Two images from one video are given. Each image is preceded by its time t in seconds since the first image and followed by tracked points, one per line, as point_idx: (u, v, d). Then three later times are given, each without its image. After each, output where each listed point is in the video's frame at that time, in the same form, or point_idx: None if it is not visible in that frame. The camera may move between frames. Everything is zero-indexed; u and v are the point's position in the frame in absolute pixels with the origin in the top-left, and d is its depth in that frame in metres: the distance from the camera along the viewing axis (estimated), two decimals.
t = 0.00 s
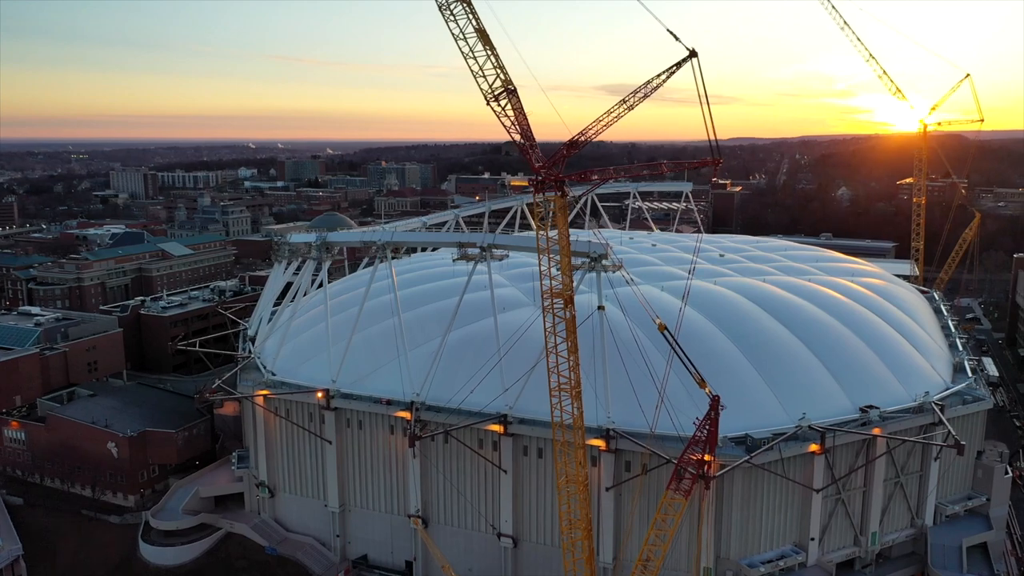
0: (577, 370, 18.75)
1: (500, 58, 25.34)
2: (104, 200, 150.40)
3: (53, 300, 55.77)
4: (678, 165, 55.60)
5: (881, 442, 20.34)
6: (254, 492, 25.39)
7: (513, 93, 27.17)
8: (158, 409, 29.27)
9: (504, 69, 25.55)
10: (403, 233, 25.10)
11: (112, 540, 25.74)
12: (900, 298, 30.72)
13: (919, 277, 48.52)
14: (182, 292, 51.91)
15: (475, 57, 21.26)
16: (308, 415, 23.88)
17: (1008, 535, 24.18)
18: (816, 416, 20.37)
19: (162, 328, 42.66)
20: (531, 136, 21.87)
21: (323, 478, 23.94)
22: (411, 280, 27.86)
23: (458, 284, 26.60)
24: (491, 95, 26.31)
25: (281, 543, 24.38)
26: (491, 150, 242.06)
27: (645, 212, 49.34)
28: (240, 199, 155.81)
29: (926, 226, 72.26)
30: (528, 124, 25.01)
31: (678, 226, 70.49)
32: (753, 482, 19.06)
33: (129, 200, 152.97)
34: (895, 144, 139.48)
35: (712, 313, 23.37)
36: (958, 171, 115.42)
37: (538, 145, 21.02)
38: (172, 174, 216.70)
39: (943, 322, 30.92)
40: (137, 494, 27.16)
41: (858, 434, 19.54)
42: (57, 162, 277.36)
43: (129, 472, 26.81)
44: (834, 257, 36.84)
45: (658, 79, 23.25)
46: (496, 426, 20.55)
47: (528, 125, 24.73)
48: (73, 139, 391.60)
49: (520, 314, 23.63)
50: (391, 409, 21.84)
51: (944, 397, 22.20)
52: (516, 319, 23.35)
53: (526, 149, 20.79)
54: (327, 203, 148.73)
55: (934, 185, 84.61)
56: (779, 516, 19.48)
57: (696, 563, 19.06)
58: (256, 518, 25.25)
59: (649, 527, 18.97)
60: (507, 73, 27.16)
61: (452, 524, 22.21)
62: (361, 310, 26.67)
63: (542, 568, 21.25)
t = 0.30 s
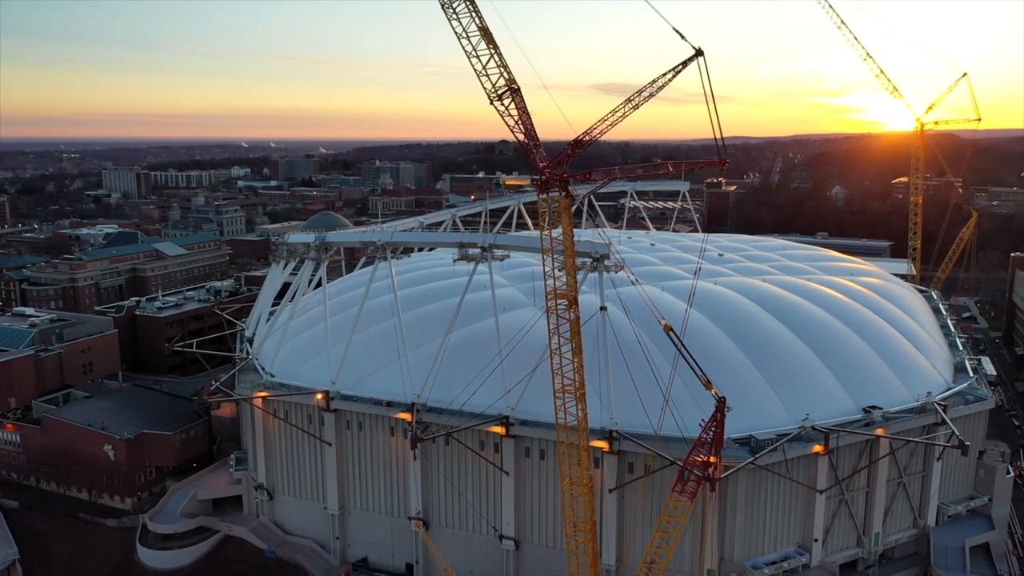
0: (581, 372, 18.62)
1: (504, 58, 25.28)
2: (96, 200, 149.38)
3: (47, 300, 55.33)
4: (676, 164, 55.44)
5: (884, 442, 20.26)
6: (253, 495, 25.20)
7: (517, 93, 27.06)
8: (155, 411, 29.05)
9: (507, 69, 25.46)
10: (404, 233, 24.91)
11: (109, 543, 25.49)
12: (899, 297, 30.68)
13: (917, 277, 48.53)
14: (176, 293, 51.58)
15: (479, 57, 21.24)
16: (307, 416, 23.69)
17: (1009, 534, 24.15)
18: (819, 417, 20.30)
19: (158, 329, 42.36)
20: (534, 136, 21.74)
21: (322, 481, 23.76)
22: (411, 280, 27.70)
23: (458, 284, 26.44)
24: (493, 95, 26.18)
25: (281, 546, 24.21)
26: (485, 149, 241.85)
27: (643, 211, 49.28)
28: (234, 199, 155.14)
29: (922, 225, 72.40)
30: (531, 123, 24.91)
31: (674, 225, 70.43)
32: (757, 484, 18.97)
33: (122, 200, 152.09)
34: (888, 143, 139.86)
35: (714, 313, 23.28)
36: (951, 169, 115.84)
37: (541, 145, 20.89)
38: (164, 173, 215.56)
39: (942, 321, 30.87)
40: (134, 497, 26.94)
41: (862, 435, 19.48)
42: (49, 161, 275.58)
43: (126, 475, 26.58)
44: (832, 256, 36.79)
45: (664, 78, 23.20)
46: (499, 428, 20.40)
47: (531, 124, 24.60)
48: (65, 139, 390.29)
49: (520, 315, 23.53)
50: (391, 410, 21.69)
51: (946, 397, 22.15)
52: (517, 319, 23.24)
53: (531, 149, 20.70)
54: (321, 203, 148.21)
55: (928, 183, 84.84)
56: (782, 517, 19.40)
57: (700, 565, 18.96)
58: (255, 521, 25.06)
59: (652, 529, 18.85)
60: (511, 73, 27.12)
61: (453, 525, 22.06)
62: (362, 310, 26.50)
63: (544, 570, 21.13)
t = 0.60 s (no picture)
0: (586, 373, 18.48)
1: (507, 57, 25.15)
2: (87, 200, 148.27)
3: (39, 300, 54.80)
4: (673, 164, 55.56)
5: (887, 442, 20.18)
6: (251, 498, 24.97)
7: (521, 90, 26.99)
8: (151, 413, 28.77)
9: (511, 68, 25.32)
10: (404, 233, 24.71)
11: (105, 547, 25.14)
12: (898, 296, 30.66)
13: (913, 275, 48.57)
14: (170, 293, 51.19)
15: (482, 54, 21.27)
16: (306, 418, 23.49)
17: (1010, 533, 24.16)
18: (823, 418, 20.22)
19: (152, 330, 42.05)
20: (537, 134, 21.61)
21: (321, 483, 23.57)
22: (410, 280, 27.50)
23: (457, 284, 26.25)
24: (495, 94, 26.02)
25: (279, 549, 24.01)
26: (478, 148, 241.55)
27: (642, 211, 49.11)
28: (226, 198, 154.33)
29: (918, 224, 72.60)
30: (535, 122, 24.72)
31: (669, 224, 70.36)
32: (761, 484, 18.86)
33: (112, 199, 151.10)
34: (881, 141, 140.40)
35: (715, 313, 23.17)
36: (944, 169, 116.45)
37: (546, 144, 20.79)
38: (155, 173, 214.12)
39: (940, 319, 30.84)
40: (131, 500, 26.67)
41: (866, 436, 19.40)
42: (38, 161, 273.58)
43: (122, 478, 26.30)
44: (829, 255, 36.73)
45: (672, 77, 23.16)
46: (500, 429, 20.23)
47: (536, 123, 24.44)
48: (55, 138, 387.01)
49: (521, 315, 23.36)
50: (391, 412, 21.50)
51: (948, 396, 22.12)
52: (518, 319, 23.07)
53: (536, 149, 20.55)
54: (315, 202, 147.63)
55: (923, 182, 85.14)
56: (786, 518, 19.31)
57: (704, 568, 18.83)
58: (253, 524, 24.83)
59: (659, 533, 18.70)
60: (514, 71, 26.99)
61: (454, 528, 21.89)
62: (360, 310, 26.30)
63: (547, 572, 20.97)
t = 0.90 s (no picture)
0: (590, 375, 18.35)
1: (510, 55, 24.95)
2: (78, 199, 147.15)
3: (31, 301, 54.35)
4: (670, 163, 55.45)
5: (890, 443, 20.11)
6: (249, 500, 24.75)
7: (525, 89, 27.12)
8: (146, 415, 28.50)
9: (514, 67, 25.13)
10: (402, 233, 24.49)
11: (101, 551, 24.88)
12: (896, 295, 30.61)
13: (910, 274, 48.63)
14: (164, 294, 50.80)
15: (484, 54, 21.14)
16: (304, 420, 23.27)
17: (1010, 533, 24.16)
18: (826, 418, 20.15)
19: (147, 331, 41.72)
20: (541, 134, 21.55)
21: (320, 485, 23.36)
22: (408, 280, 27.30)
23: (457, 284, 26.06)
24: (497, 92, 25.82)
25: (278, 553, 23.79)
26: (471, 147, 241.21)
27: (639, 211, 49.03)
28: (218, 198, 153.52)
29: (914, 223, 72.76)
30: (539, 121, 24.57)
31: (664, 223, 70.35)
32: (764, 485, 18.77)
33: (102, 199, 149.98)
34: (874, 140, 140.94)
35: (716, 313, 23.07)
36: (937, 167, 116.86)
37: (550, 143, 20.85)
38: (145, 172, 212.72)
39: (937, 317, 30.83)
40: (126, 504, 26.39)
41: (869, 436, 19.34)
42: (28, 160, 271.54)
43: (118, 481, 26.03)
44: (826, 255, 36.70)
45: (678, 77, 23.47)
46: (502, 432, 20.08)
47: (539, 122, 24.31)
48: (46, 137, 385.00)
49: (521, 316, 23.21)
50: (391, 414, 21.33)
51: (949, 397, 22.09)
52: (519, 320, 22.90)
53: (540, 148, 20.46)
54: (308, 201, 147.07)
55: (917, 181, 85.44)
56: (789, 519, 19.23)
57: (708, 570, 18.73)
58: (251, 527, 24.60)
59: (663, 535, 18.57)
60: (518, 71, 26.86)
61: (456, 530, 21.71)
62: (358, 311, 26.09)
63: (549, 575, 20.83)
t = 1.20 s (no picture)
0: (593, 376, 18.24)
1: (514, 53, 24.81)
2: (69, 199, 146.09)
3: (24, 302, 53.95)
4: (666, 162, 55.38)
5: (892, 443, 20.06)
6: (247, 503, 24.56)
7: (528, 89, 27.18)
8: (143, 418, 28.27)
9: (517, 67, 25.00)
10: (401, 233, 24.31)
11: (97, 554, 24.65)
12: (894, 293, 30.57)
13: (905, 273, 48.76)
14: (158, 294, 50.45)
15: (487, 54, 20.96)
16: (303, 422, 23.09)
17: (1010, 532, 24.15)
18: (829, 419, 20.08)
19: (142, 332, 41.43)
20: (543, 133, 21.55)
21: (319, 487, 23.18)
22: (406, 281, 27.15)
23: (455, 284, 25.92)
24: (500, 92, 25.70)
25: (276, 555, 23.61)
26: (465, 146, 240.97)
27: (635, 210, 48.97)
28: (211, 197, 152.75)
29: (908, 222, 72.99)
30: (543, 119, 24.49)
31: (660, 222, 70.41)
32: (767, 486, 18.71)
33: (94, 199, 149.02)
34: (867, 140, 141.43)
35: (717, 313, 22.97)
36: (930, 166, 117.38)
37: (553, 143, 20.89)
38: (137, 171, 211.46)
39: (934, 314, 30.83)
40: (123, 506, 26.16)
41: (871, 436, 19.30)
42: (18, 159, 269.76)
43: (114, 484, 25.80)
44: (822, 253, 36.72)
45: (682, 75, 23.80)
46: (503, 433, 19.96)
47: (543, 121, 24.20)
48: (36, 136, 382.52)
49: (522, 316, 23.07)
50: (391, 415, 21.19)
51: (950, 396, 22.05)
52: (520, 320, 22.79)
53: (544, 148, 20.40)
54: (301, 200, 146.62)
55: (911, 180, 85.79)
56: (792, 520, 19.16)
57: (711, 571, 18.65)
58: (249, 530, 24.40)
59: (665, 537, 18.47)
60: (522, 70, 26.83)
61: (456, 532, 21.58)
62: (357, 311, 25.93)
63: None
